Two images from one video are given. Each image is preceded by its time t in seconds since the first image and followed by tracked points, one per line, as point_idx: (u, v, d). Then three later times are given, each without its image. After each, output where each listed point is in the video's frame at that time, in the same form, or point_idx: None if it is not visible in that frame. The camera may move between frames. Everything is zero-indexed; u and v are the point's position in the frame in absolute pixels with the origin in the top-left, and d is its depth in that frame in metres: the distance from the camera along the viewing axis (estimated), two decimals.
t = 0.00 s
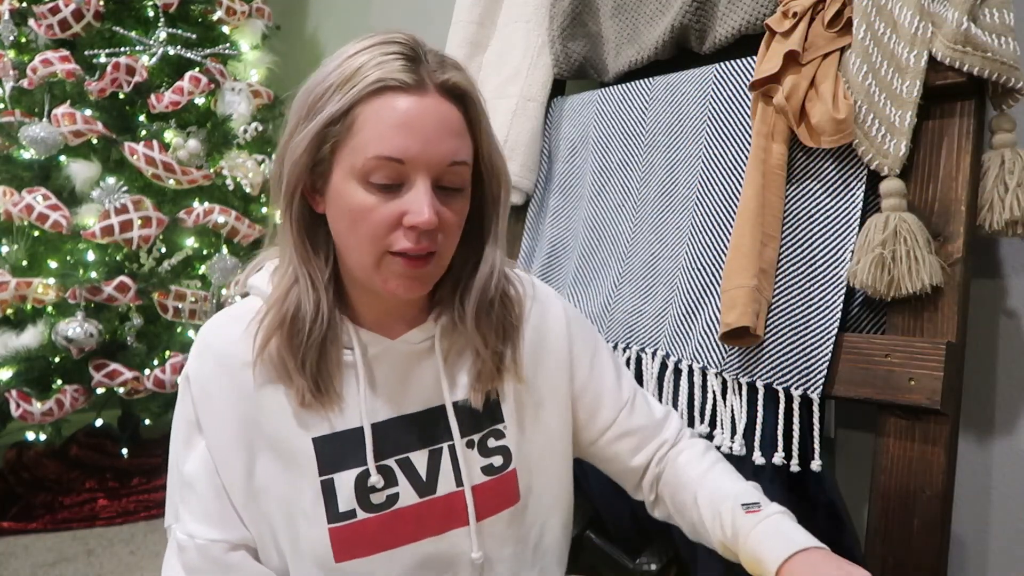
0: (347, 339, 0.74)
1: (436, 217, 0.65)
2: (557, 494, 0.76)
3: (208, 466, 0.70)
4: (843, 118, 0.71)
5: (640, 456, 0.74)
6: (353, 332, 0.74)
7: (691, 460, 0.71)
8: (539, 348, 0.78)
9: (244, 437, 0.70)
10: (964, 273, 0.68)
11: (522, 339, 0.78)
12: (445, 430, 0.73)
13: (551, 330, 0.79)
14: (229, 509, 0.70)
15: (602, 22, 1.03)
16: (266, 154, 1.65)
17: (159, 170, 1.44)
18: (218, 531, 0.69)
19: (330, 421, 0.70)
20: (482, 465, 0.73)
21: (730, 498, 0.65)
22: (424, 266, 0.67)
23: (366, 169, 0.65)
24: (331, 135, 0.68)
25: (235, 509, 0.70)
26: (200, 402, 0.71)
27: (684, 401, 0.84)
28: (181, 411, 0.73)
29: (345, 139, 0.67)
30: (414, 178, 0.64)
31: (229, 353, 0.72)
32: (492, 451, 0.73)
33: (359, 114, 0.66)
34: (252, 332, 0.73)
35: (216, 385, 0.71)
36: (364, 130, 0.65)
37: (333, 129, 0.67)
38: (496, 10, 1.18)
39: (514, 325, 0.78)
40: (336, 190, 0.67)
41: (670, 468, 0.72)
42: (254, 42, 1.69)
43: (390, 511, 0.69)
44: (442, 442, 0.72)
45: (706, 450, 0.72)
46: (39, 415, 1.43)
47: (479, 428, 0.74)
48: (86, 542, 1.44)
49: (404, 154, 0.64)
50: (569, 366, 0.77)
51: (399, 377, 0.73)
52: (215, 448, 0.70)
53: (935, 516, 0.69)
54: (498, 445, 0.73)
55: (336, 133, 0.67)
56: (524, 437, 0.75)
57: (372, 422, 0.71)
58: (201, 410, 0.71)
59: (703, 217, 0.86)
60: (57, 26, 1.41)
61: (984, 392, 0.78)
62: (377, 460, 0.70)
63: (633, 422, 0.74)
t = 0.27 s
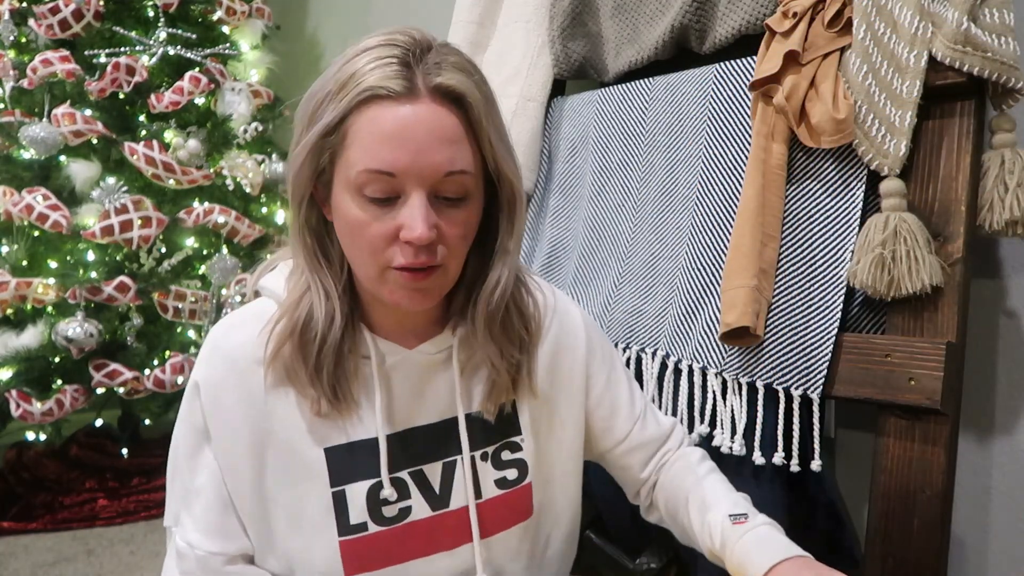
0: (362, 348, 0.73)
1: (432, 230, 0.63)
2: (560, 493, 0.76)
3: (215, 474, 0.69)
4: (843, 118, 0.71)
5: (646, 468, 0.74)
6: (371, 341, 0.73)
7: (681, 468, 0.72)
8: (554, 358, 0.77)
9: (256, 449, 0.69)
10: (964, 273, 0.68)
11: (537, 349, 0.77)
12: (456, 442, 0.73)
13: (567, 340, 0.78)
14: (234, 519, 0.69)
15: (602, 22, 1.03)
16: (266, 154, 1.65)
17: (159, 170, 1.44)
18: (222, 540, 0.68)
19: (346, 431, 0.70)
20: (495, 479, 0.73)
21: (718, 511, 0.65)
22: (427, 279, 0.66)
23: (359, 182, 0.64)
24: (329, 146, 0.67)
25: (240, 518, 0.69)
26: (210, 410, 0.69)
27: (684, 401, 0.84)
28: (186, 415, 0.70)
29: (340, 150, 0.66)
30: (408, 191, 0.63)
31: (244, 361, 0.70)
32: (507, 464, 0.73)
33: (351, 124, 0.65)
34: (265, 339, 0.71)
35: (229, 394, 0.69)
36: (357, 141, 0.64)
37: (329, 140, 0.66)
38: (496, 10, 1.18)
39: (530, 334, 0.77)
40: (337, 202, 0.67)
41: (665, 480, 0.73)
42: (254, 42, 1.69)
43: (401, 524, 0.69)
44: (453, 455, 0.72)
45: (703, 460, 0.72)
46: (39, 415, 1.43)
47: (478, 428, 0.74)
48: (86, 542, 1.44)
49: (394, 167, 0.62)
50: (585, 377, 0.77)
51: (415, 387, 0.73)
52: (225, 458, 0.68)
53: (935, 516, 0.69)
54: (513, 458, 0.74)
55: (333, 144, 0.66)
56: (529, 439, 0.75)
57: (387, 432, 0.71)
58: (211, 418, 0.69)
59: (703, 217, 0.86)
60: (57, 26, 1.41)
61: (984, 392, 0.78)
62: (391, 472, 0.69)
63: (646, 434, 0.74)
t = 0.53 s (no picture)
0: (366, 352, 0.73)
1: (443, 239, 0.63)
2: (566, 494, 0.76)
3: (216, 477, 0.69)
4: (843, 118, 0.71)
5: (641, 477, 0.75)
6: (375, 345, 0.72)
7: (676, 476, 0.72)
8: (559, 363, 0.77)
9: (259, 454, 0.69)
10: (964, 273, 0.68)
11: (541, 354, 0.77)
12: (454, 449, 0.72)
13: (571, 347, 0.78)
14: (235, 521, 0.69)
15: (602, 21, 1.03)
16: (266, 153, 1.67)
17: (159, 170, 1.44)
18: (222, 542, 0.68)
19: (348, 436, 0.70)
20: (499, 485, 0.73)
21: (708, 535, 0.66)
22: (437, 286, 0.65)
23: (369, 190, 0.63)
24: (336, 152, 0.66)
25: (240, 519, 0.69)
26: (212, 414, 0.68)
27: (684, 401, 0.84)
28: (189, 417, 0.70)
29: (347, 156, 0.65)
30: (418, 199, 0.62)
31: (249, 366, 0.69)
32: (510, 472, 0.73)
33: (359, 131, 0.64)
34: (267, 344, 0.70)
35: (234, 399, 0.69)
36: (365, 148, 0.63)
37: (337, 147, 0.66)
38: (496, 10, 1.18)
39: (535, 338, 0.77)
40: (345, 209, 0.66)
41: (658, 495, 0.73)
42: (254, 42, 1.69)
43: (401, 530, 0.69)
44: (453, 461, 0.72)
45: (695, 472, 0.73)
46: (39, 416, 1.43)
47: (478, 428, 0.74)
48: (85, 542, 1.44)
49: (404, 175, 0.62)
50: (590, 385, 0.77)
51: (419, 393, 0.73)
52: (226, 462, 0.68)
53: (934, 515, 0.69)
54: (516, 465, 0.73)
55: (341, 149, 0.66)
56: (533, 446, 0.75)
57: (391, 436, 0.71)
58: (213, 422, 0.68)
59: (703, 217, 0.86)
60: (57, 26, 1.41)
61: (984, 392, 0.78)
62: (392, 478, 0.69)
63: (645, 444, 0.75)
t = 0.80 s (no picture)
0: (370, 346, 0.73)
1: (444, 236, 0.63)
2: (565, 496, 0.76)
3: (219, 472, 0.68)
4: (843, 118, 0.71)
5: (649, 483, 0.73)
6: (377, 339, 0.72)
7: (700, 479, 0.71)
8: (557, 364, 0.77)
9: (263, 449, 0.69)
10: (964, 274, 0.68)
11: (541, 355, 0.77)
12: (454, 445, 0.72)
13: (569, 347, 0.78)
14: (236, 517, 0.68)
15: (602, 21, 1.03)
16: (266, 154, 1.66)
17: (159, 170, 1.44)
18: (222, 537, 0.67)
19: (352, 429, 0.70)
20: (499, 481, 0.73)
21: (762, 544, 0.63)
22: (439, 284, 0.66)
23: (371, 188, 0.63)
24: (338, 151, 0.66)
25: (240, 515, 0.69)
26: (217, 409, 0.68)
27: (684, 401, 0.84)
28: (192, 412, 0.69)
29: (349, 155, 0.65)
30: (419, 197, 0.62)
31: (254, 361, 0.69)
32: (509, 467, 0.73)
33: (361, 131, 0.64)
34: (271, 338, 0.71)
35: (239, 394, 0.68)
36: (367, 147, 0.63)
37: (339, 146, 0.66)
38: (496, 10, 1.18)
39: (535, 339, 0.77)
40: (347, 207, 0.66)
41: (680, 505, 0.70)
42: (254, 42, 1.69)
43: (402, 523, 0.69)
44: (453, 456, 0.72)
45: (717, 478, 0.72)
46: (39, 415, 1.43)
47: (477, 427, 0.74)
48: (86, 542, 1.44)
49: (405, 174, 0.62)
50: (589, 384, 0.77)
51: (421, 387, 0.73)
52: (230, 457, 0.68)
53: (935, 516, 0.69)
54: (515, 461, 0.74)
55: (343, 148, 0.66)
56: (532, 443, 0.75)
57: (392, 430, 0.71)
58: (218, 416, 0.68)
59: (703, 217, 0.86)
60: (56, 26, 1.41)
61: (984, 392, 0.78)
62: (393, 471, 0.70)
63: (649, 446, 0.74)
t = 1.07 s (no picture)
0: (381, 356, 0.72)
1: (428, 252, 0.62)
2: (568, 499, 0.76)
3: (223, 474, 0.67)
4: (842, 118, 0.71)
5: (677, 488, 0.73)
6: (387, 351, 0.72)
7: (737, 485, 0.71)
8: (573, 374, 0.76)
9: (270, 452, 0.68)
10: (964, 273, 0.68)
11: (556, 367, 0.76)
12: (465, 459, 0.73)
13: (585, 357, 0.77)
14: (235, 519, 0.68)
15: (602, 21, 1.03)
16: (266, 154, 1.66)
17: (159, 170, 1.44)
18: (220, 539, 0.66)
19: (359, 440, 0.70)
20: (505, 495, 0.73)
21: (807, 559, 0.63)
22: (429, 300, 0.64)
23: (360, 202, 0.63)
24: (338, 162, 0.66)
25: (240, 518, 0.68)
26: (228, 408, 0.67)
27: (684, 401, 0.84)
28: (201, 411, 0.68)
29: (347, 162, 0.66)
30: (405, 212, 0.61)
31: (267, 364, 0.69)
32: (516, 483, 0.74)
33: (355, 143, 0.64)
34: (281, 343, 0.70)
35: (251, 397, 0.68)
36: (358, 160, 0.63)
37: (338, 158, 0.66)
38: (496, 10, 1.18)
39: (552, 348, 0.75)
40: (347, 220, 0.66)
41: (716, 510, 0.71)
42: (254, 42, 1.69)
43: (409, 534, 0.70)
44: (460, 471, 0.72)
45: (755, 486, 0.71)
46: (39, 415, 1.43)
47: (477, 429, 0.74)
48: (86, 542, 1.44)
49: (389, 188, 0.61)
50: (603, 395, 0.76)
51: (430, 401, 0.73)
52: (237, 458, 0.67)
53: (935, 516, 0.69)
54: (523, 476, 0.74)
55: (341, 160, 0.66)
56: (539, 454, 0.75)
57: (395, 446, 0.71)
58: (227, 416, 0.67)
59: (703, 217, 0.86)
60: (56, 26, 1.41)
61: (985, 392, 0.78)
62: (399, 484, 0.70)
63: (668, 455, 0.74)
